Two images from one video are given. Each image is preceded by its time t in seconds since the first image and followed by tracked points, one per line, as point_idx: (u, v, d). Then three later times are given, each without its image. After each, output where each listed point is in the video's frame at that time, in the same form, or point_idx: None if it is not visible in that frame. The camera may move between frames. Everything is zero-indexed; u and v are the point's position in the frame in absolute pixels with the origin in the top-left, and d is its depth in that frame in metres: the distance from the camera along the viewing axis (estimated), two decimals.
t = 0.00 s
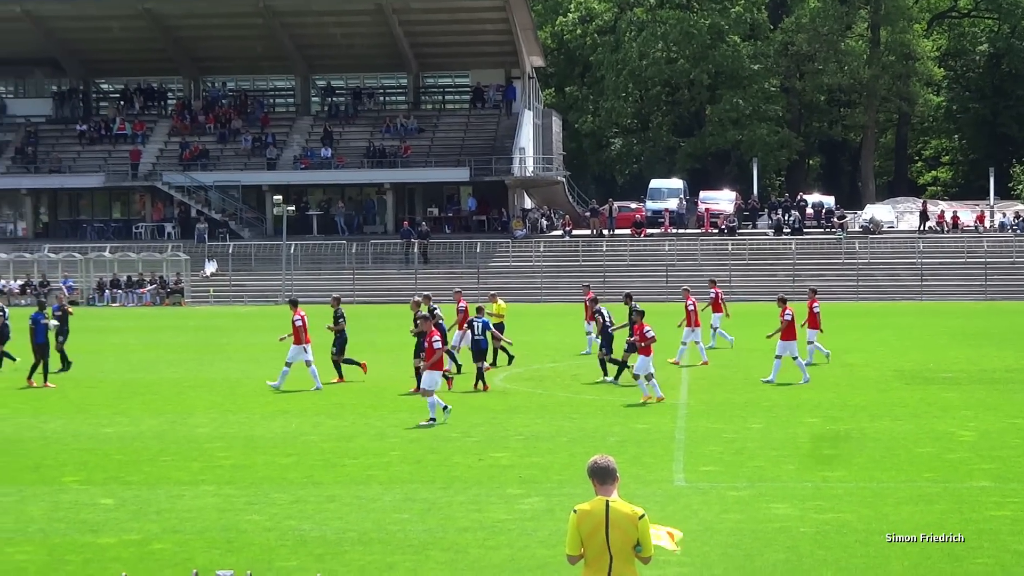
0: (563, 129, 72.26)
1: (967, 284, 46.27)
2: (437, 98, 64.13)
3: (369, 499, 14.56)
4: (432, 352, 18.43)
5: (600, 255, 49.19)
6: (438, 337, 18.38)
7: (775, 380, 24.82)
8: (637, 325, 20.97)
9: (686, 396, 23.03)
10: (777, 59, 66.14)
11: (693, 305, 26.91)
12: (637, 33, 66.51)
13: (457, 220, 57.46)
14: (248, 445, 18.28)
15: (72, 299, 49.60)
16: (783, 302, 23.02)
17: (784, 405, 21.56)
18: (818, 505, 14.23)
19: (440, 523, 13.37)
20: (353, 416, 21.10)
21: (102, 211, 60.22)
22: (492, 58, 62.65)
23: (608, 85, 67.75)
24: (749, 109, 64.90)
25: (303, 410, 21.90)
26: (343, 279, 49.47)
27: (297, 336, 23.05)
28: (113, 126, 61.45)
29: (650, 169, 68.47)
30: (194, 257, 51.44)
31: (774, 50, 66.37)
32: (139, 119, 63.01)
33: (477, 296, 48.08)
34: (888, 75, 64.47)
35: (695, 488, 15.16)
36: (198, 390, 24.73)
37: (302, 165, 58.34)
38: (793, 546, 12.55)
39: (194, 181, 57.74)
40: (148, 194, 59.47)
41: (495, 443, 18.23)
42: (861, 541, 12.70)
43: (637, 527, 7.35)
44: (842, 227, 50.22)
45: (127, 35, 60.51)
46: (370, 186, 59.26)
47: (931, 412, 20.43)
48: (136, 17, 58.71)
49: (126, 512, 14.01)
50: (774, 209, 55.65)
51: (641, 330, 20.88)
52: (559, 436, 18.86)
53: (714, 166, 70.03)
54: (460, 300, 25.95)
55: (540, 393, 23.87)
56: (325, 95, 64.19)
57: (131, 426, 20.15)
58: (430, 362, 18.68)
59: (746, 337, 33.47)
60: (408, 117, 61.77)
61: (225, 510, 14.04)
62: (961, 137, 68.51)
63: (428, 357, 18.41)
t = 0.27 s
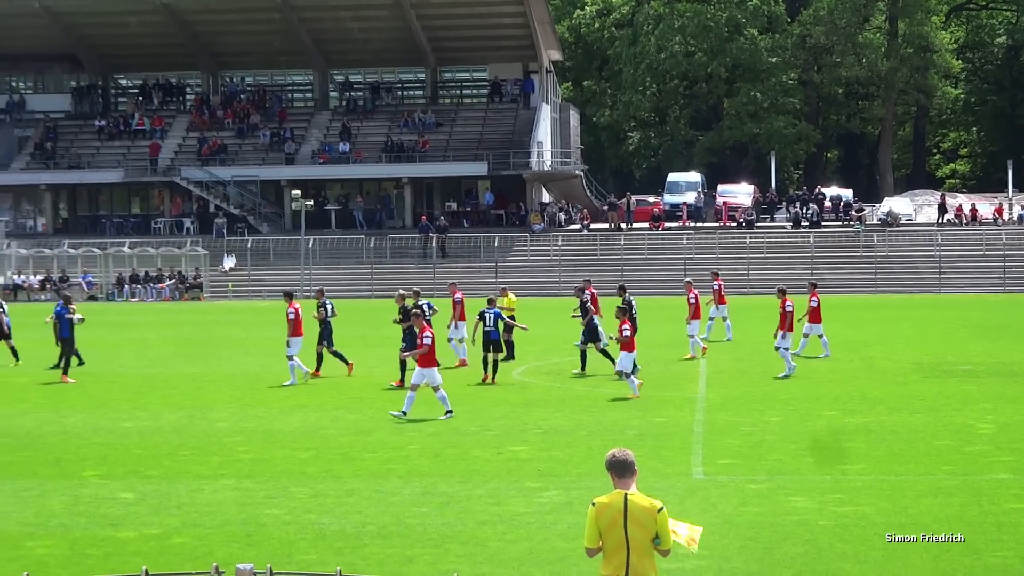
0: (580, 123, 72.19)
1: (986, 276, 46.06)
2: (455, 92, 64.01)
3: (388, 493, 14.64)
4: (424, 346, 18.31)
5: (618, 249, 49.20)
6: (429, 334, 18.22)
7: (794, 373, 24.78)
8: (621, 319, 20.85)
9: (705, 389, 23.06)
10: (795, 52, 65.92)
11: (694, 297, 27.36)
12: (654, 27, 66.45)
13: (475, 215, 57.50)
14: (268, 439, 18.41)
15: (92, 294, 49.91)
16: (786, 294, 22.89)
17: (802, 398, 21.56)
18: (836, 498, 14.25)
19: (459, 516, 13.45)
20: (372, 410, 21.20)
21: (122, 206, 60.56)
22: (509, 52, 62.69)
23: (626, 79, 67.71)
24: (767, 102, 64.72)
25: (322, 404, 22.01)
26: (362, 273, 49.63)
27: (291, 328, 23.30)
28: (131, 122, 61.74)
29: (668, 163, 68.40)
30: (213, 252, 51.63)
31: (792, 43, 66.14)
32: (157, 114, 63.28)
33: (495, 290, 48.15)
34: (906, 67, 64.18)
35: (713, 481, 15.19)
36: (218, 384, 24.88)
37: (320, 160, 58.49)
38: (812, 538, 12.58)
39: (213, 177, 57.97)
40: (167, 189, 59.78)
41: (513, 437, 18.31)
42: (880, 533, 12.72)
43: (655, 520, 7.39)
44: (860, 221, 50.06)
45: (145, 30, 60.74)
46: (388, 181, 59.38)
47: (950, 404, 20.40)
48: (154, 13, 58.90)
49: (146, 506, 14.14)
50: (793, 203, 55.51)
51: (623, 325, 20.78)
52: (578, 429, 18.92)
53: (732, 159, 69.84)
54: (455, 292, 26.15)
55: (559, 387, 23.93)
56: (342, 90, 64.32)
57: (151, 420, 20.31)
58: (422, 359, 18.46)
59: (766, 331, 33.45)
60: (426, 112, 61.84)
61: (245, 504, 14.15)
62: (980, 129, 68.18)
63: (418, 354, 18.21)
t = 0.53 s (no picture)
0: (596, 118, 72.15)
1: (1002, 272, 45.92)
2: (471, 88, 64.15)
3: (404, 488, 14.74)
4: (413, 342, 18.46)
5: (634, 244, 49.21)
6: (419, 328, 18.40)
7: (810, 369, 24.79)
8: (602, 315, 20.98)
9: (720, 385, 23.08)
10: (811, 48, 65.74)
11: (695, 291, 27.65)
12: (670, 22, 66.40)
13: (491, 210, 57.53)
14: (284, 434, 18.53)
15: (108, 290, 50.17)
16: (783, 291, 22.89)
17: (818, 393, 21.59)
18: (852, 493, 14.27)
19: (476, 512, 13.54)
20: (388, 405, 21.30)
21: (138, 201, 60.83)
22: (525, 47, 62.76)
23: (641, 74, 67.69)
24: (782, 98, 64.57)
25: (338, 399, 22.13)
26: (378, 269, 49.76)
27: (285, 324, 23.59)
28: (148, 117, 61.98)
29: (684, 158, 68.38)
30: (229, 248, 51.83)
31: (807, 38, 65.96)
32: (174, 109, 63.49)
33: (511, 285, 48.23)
34: (922, 63, 63.98)
35: (729, 476, 15.25)
36: (234, 380, 25.02)
37: (336, 155, 58.62)
38: (828, 534, 12.62)
39: (229, 172, 58.12)
40: (183, 184, 60.07)
41: (530, 432, 18.38)
42: (895, 529, 12.75)
43: (671, 516, 7.44)
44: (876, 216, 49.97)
45: (162, 26, 60.92)
46: (404, 176, 59.51)
47: (965, 400, 20.39)
48: (170, 8, 59.09)
49: (163, 502, 14.26)
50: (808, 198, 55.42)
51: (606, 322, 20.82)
52: (593, 424, 18.99)
53: (748, 154, 69.73)
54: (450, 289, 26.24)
55: (575, 382, 23.99)
56: (358, 85, 64.44)
57: (168, 415, 20.45)
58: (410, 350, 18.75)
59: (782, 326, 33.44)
60: (442, 107, 61.92)
61: (262, 499, 14.26)
62: (996, 124, 67.91)
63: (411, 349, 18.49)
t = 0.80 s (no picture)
0: (611, 118, 72.07)
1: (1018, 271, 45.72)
2: (486, 87, 64.18)
3: (418, 487, 14.78)
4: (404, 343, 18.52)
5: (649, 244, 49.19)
6: (412, 330, 18.43)
7: (825, 368, 24.76)
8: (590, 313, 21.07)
9: (735, 384, 23.05)
10: (826, 47, 65.66)
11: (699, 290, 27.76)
12: (684, 21, 66.36)
13: (506, 210, 57.50)
14: (298, 433, 18.60)
15: (123, 289, 50.32)
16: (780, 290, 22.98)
17: (833, 393, 21.54)
18: (867, 493, 14.26)
19: (490, 511, 13.57)
20: (402, 404, 21.34)
21: (153, 200, 61.04)
22: (540, 47, 62.84)
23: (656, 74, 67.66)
24: (797, 97, 64.43)
25: (352, 398, 22.19)
26: (393, 268, 49.87)
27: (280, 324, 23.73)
28: (163, 116, 62.19)
29: (699, 158, 68.32)
30: (244, 247, 51.96)
31: (823, 38, 65.87)
32: (189, 108, 63.71)
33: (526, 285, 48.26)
34: (937, 62, 63.91)
35: (743, 476, 15.24)
36: (248, 379, 25.09)
37: (351, 155, 58.71)
38: (843, 534, 12.61)
39: (244, 171, 58.29)
40: (199, 183, 60.31)
41: (544, 431, 18.39)
42: (910, 529, 12.73)
43: (687, 517, 7.46)
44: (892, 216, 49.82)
45: (177, 24, 61.08)
46: (419, 175, 59.59)
47: (980, 400, 20.33)
48: (185, 7, 59.25)
49: (178, 500, 14.32)
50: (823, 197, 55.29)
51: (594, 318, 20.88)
52: (608, 424, 18.99)
53: (763, 153, 69.57)
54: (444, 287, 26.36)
55: (590, 382, 23.97)
56: (373, 84, 64.57)
57: (182, 414, 20.53)
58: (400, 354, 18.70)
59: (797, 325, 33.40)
60: (457, 106, 61.96)
61: (276, 498, 14.32)
62: (1012, 124, 67.62)
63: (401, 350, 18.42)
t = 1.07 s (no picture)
0: (629, 118, 71.97)
1: None
2: (504, 87, 64.25)
3: (436, 489, 14.80)
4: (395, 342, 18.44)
5: (667, 245, 49.13)
6: (402, 329, 18.43)
7: (844, 370, 24.68)
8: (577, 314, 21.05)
9: (753, 386, 23.01)
10: (845, 48, 65.51)
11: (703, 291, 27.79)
12: (703, 21, 66.28)
13: (524, 210, 57.46)
14: (316, 434, 18.66)
15: (141, 289, 50.52)
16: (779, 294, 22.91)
17: (852, 395, 21.46)
18: (886, 496, 14.21)
19: (508, 513, 13.58)
20: (420, 405, 21.38)
21: (171, 200, 61.29)
22: (559, 47, 62.88)
23: (675, 74, 67.58)
24: (817, 98, 64.22)
25: (370, 399, 22.24)
26: (411, 268, 49.94)
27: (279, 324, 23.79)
28: (181, 116, 62.44)
29: (717, 158, 68.19)
30: (262, 247, 52.12)
31: (842, 38, 65.73)
32: (207, 108, 63.98)
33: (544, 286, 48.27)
34: (957, 63, 63.82)
35: (762, 478, 15.21)
36: (267, 379, 25.17)
37: (369, 155, 58.83)
38: (862, 536, 12.58)
39: (262, 171, 58.47)
40: (217, 183, 60.51)
41: (562, 433, 18.40)
42: (930, 532, 12.68)
43: (706, 519, 7.45)
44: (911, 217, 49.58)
45: (196, 24, 61.30)
46: (437, 176, 59.68)
47: (1001, 402, 20.22)
48: (204, 7, 59.47)
49: (196, 501, 14.39)
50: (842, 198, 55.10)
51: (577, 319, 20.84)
52: (626, 425, 18.98)
53: (781, 154, 69.39)
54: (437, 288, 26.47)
55: (608, 383, 23.95)
56: (392, 85, 64.70)
57: (201, 415, 20.62)
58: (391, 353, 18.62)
59: (816, 326, 33.31)
60: (475, 107, 62.03)
61: (294, 499, 14.37)
62: None
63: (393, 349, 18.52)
